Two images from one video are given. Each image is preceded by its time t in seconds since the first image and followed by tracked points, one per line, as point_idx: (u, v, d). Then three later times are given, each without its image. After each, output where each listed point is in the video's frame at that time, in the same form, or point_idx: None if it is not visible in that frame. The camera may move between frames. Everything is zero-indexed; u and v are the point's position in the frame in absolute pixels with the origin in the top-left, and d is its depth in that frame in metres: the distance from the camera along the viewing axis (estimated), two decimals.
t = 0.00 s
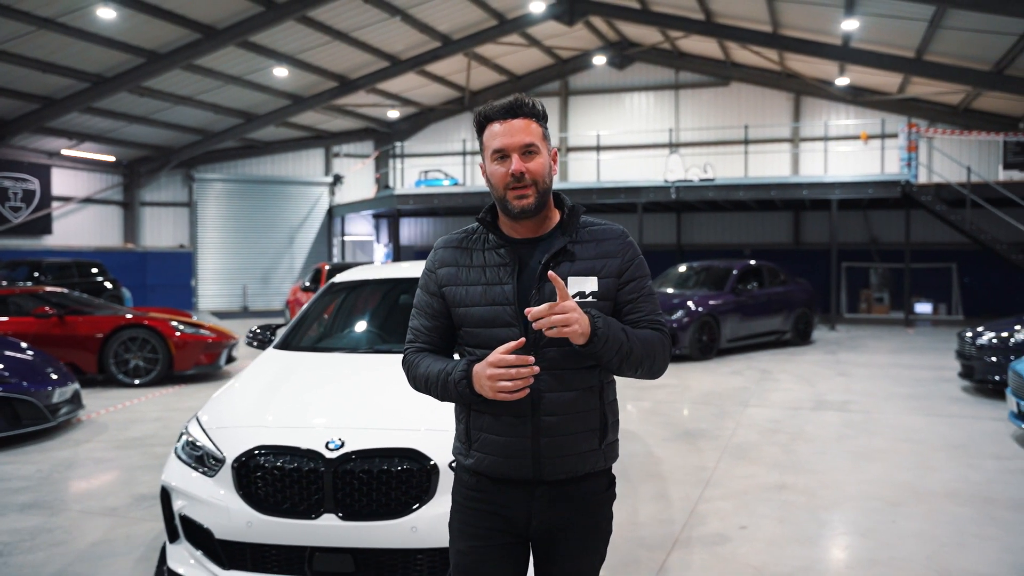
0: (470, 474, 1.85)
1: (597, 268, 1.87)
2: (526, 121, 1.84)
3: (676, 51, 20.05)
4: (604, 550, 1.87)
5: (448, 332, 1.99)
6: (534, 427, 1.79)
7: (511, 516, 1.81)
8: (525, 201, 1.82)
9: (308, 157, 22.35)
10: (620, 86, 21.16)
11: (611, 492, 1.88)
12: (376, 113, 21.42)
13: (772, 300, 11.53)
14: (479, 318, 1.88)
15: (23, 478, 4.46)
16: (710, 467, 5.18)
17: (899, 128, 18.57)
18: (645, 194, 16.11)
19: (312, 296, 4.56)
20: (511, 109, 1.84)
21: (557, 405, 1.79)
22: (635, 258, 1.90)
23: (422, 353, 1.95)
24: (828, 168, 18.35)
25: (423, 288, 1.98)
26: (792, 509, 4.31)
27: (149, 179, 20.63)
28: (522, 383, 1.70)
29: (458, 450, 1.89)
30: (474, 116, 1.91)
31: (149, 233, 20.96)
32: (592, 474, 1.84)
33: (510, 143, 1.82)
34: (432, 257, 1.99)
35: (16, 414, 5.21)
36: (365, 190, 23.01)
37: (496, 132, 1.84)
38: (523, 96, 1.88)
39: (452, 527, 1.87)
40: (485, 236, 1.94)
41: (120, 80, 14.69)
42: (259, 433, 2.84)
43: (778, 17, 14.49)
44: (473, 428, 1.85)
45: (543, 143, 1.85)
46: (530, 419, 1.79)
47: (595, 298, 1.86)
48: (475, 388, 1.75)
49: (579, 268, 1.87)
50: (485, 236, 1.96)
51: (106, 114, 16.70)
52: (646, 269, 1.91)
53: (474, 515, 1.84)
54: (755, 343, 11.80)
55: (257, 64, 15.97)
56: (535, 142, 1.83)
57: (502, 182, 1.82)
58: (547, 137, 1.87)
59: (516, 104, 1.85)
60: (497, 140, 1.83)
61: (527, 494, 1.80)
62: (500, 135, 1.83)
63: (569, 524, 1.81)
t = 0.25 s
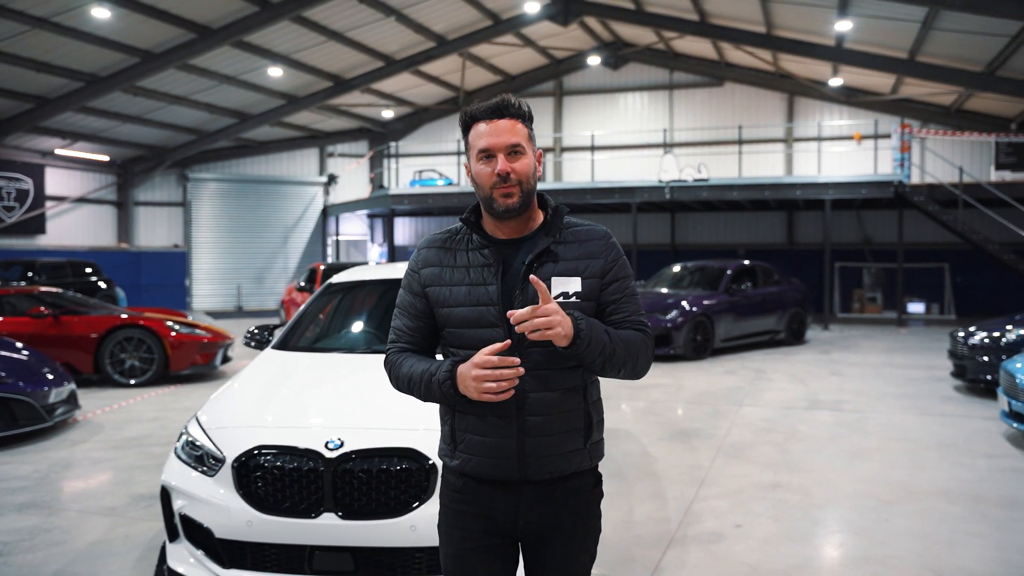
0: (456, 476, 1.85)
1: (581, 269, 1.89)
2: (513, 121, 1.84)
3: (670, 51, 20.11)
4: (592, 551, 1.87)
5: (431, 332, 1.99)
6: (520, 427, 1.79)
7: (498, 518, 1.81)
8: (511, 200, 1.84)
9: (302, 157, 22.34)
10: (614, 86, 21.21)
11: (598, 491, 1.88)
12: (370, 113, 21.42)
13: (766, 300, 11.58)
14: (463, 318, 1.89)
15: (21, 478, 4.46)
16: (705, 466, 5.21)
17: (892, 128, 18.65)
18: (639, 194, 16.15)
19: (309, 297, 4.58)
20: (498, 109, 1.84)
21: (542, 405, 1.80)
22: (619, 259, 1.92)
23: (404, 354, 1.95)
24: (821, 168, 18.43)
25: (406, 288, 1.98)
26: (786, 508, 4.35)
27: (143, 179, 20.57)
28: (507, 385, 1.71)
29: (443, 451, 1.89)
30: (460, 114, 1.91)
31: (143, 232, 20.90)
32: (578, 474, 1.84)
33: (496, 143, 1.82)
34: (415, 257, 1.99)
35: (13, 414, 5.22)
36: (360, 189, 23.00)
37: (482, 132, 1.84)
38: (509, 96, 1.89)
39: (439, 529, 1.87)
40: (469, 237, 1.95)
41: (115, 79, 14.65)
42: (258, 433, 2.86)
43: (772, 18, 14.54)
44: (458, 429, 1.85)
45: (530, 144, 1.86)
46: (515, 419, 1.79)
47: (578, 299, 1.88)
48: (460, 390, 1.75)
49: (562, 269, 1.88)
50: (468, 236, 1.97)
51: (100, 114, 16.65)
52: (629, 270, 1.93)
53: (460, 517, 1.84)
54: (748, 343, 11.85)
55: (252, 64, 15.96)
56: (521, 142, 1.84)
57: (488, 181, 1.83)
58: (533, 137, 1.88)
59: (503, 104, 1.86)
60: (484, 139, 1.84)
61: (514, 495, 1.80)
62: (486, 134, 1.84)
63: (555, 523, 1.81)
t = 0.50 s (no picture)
0: (443, 478, 1.85)
1: (565, 267, 1.90)
2: (498, 121, 1.86)
3: (666, 51, 20.14)
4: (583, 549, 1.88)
5: (416, 333, 2.00)
6: (505, 426, 1.80)
7: (485, 519, 1.82)
8: (494, 200, 1.85)
9: (298, 157, 22.32)
10: (610, 86, 21.24)
11: (587, 490, 1.89)
12: (366, 112, 21.42)
13: (762, 300, 11.61)
14: (447, 317, 1.90)
15: (19, 478, 4.47)
16: (702, 466, 5.24)
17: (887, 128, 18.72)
18: (635, 194, 16.18)
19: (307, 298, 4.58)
20: (483, 109, 1.86)
21: (527, 405, 1.80)
22: (602, 257, 1.94)
23: (389, 355, 1.96)
24: (817, 168, 18.48)
25: (391, 289, 1.99)
26: (783, 507, 4.37)
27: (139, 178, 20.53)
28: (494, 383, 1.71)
29: (429, 453, 1.89)
30: (445, 115, 1.93)
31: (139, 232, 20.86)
32: (566, 473, 1.85)
33: (481, 143, 1.84)
34: (399, 258, 2.01)
35: (10, 414, 5.22)
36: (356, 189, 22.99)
37: (467, 132, 1.86)
38: (494, 97, 1.91)
39: (429, 532, 1.87)
40: (453, 237, 1.97)
41: (110, 79, 14.62)
42: (256, 433, 2.87)
43: (767, 18, 14.58)
44: (444, 430, 1.86)
45: (514, 145, 1.87)
46: (501, 419, 1.80)
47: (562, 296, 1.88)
48: (444, 388, 1.76)
49: (547, 267, 1.89)
50: (453, 237, 1.98)
51: (96, 113, 16.62)
52: (613, 268, 1.95)
53: (448, 519, 1.85)
54: (744, 343, 11.88)
55: (248, 64, 15.94)
56: (506, 142, 1.85)
57: (472, 181, 1.84)
58: (518, 138, 1.89)
59: (488, 104, 1.88)
60: (469, 139, 1.85)
61: (501, 495, 1.81)
62: (471, 134, 1.85)
63: (543, 523, 1.82)
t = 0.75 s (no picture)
0: (435, 485, 1.86)
1: (556, 271, 1.90)
2: (490, 127, 1.86)
3: (665, 51, 20.15)
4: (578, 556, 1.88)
5: (406, 339, 2.00)
6: (497, 431, 1.80)
7: (478, 526, 1.82)
8: (484, 206, 1.85)
9: (297, 157, 22.31)
10: (609, 86, 21.24)
11: (581, 496, 1.90)
12: (365, 112, 21.41)
13: (761, 300, 11.62)
14: (437, 322, 1.90)
15: (20, 480, 4.47)
16: (703, 467, 5.24)
17: (886, 129, 18.74)
18: (635, 194, 16.19)
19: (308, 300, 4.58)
20: (475, 115, 1.86)
21: (519, 409, 1.81)
22: (594, 261, 1.95)
23: (379, 360, 1.96)
24: (816, 168, 18.50)
25: (381, 294, 2.00)
26: (783, 508, 4.39)
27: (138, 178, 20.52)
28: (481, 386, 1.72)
29: (422, 460, 1.90)
30: (439, 119, 1.93)
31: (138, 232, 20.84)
32: (559, 479, 1.85)
33: (472, 148, 1.84)
34: (390, 264, 2.01)
35: (11, 415, 5.22)
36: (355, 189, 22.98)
37: (459, 136, 1.86)
38: (487, 102, 1.91)
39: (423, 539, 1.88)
40: (443, 241, 1.97)
41: (109, 79, 14.61)
42: (258, 436, 2.87)
43: (767, 19, 14.58)
44: (435, 437, 1.86)
45: (506, 150, 1.88)
46: (492, 424, 1.80)
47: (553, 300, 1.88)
48: (432, 394, 1.76)
49: (537, 271, 1.89)
50: (444, 241, 1.99)
51: (95, 114, 16.60)
52: (605, 272, 1.96)
53: (440, 527, 1.85)
54: (743, 343, 11.90)
55: (247, 64, 15.93)
56: (497, 147, 1.86)
57: (463, 186, 1.85)
58: (510, 144, 1.90)
59: (481, 109, 1.88)
60: (460, 144, 1.86)
61: (494, 502, 1.82)
62: (463, 139, 1.85)
63: (537, 530, 1.82)
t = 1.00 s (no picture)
0: (440, 492, 1.84)
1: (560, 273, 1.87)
2: (493, 127, 1.84)
3: (664, 50, 20.13)
4: (588, 562, 1.85)
5: (408, 343, 1.99)
6: (501, 437, 1.78)
7: (485, 532, 1.80)
8: (486, 207, 1.83)
9: (296, 156, 22.27)
10: (608, 86, 21.22)
11: (589, 502, 1.87)
12: (364, 112, 21.38)
13: (762, 300, 11.61)
14: (439, 326, 1.88)
15: (22, 481, 4.44)
16: (707, 468, 5.23)
17: (886, 128, 18.74)
18: (635, 193, 16.18)
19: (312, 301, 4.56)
20: (479, 115, 1.84)
21: (523, 413, 1.78)
22: (602, 259, 1.93)
23: (381, 365, 1.95)
24: (815, 167, 18.50)
25: (383, 299, 1.98)
26: (789, 509, 4.37)
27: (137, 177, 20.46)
28: (483, 390, 1.70)
29: (426, 466, 1.88)
30: (441, 120, 1.91)
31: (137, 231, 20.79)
32: (567, 484, 1.83)
33: (475, 149, 1.82)
34: (391, 268, 2.00)
35: (12, 416, 5.19)
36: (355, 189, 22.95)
37: (462, 137, 1.84)
38: (491, 104, 1.89)
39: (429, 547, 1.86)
40: (445, 244, 1.95)
41: (108, 78, 14.56)
42: (264, 438, 2.85)
43: (767, 18, 14.57)
44: (439, 442, 1.84)
45: (509, 152, 1.86)
46: (496, 428, 1.78)
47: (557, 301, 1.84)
48: (433, 398, 1.74)
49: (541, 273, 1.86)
50: (445, 245, 1.97)
51: (94, 113, 16.56)
52: (614, 269, 1.94)
53: (447, 534, 1.83)
54: (744, 343, 11.89)
55: (247, 63, 15.89)
56: (500, 149, 1.84)
57: (465, 187, 1.83)
58: (513, 145, 1.88)
59: (484, 110, 1.86)
60: (463, 145, 1.84)
61: (499, 508, 1.79)
62: (466, 140, 1.83)
63: (545, 537, 1.79)
